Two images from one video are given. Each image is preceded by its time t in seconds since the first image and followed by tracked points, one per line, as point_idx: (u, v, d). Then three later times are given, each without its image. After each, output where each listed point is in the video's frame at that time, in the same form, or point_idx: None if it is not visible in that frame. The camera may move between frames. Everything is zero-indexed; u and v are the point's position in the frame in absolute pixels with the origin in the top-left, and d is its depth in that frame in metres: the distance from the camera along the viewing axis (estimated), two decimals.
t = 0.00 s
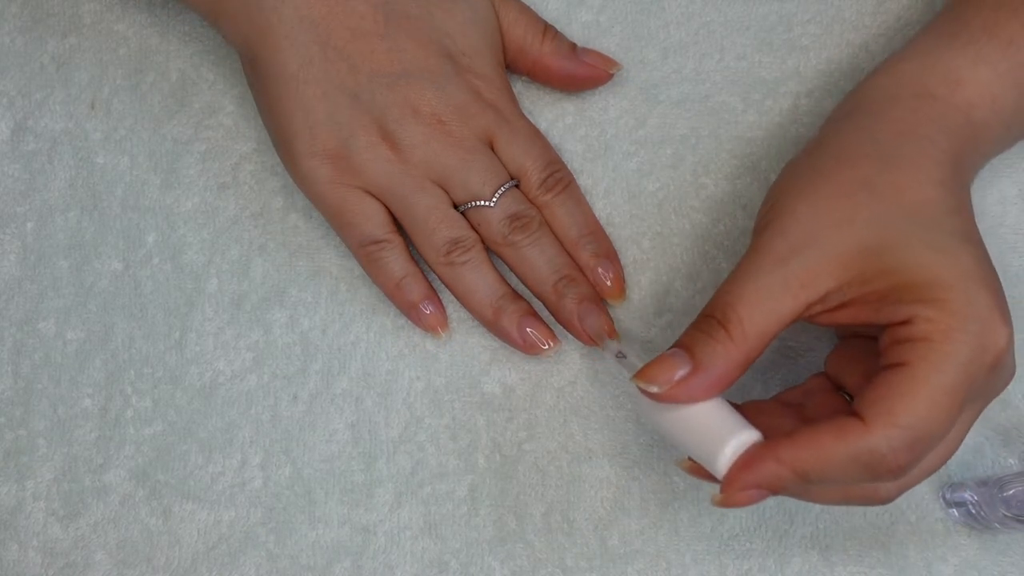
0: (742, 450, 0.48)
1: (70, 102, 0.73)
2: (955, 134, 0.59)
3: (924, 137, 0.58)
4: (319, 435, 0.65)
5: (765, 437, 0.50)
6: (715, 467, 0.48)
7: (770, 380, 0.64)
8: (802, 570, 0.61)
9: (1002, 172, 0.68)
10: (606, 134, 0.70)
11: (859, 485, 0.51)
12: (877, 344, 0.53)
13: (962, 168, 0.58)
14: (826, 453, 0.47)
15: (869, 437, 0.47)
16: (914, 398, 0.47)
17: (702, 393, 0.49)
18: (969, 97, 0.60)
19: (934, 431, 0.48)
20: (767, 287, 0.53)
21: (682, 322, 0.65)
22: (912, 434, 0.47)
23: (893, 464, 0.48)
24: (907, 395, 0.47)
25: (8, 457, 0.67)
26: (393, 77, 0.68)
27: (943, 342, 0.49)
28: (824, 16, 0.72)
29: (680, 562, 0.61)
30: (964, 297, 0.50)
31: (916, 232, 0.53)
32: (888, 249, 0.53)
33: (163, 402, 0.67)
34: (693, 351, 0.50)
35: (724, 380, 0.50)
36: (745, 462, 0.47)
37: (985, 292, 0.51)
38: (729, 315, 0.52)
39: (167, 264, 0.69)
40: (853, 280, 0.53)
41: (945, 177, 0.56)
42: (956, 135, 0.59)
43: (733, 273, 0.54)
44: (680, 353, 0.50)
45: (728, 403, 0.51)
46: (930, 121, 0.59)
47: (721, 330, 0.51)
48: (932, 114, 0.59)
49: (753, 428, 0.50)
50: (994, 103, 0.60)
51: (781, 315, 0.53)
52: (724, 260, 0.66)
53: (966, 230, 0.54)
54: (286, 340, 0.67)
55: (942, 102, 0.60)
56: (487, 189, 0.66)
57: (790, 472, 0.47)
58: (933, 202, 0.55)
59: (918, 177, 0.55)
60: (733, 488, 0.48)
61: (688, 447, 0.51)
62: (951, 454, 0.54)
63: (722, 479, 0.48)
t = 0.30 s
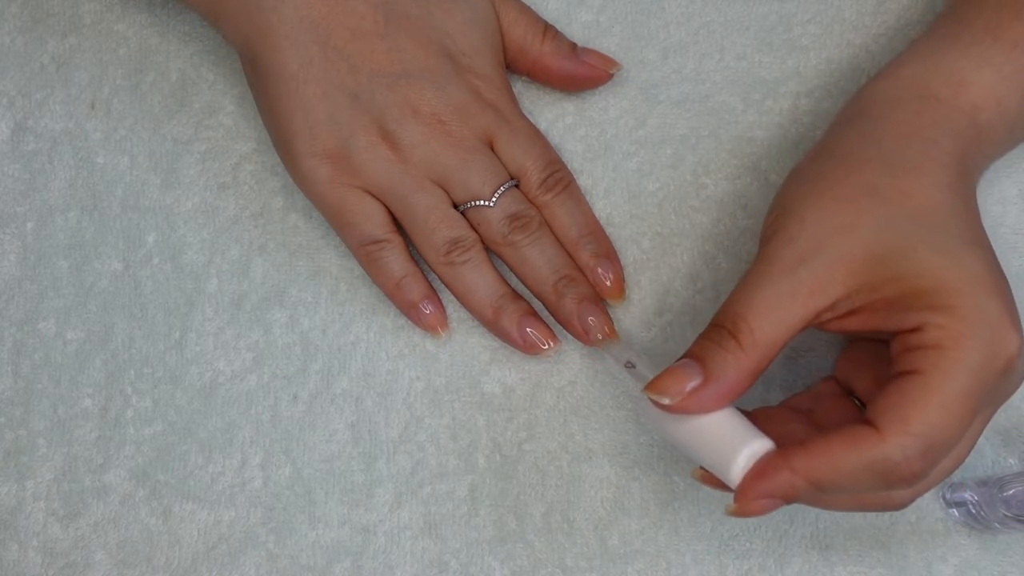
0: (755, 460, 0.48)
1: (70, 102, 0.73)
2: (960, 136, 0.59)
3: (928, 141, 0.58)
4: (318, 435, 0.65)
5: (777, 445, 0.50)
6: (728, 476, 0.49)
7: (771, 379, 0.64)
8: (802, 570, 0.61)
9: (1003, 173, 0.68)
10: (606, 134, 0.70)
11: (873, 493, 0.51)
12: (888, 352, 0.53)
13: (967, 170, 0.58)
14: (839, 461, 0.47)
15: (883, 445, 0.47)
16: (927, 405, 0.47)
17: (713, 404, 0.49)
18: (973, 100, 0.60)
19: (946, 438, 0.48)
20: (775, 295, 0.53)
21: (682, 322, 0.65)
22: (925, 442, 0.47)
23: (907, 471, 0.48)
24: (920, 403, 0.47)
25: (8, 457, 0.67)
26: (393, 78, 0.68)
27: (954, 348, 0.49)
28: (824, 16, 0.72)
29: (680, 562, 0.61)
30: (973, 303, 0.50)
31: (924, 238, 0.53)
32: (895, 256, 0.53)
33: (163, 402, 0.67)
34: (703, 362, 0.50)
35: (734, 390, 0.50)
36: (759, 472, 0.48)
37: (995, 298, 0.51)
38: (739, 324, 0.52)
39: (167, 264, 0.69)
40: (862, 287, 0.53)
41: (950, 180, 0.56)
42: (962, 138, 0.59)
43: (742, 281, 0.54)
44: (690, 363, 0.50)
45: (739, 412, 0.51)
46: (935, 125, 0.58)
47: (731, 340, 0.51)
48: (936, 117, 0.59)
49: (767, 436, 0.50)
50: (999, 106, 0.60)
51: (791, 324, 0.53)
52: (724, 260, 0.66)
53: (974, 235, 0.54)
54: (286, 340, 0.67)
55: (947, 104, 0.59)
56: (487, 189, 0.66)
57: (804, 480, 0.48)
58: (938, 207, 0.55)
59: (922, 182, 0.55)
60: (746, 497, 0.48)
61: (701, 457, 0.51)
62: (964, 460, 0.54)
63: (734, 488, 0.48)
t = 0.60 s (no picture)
0: (786, 470, 0.48)
1: (70, 102, 0.73)
2: (973, 136, 0.59)
3: (943, 143, 0.58)
4: (318, 435, 0.65)
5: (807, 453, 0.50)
6: (760, 488, 0.49)
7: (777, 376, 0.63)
8: (802, 570, 0.61)
9: (1003, 173, 0.68)
10: (607, 134, 0.70)
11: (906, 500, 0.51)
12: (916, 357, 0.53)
13: (982, 172, 0.59)
14: (874, 471, 0.47)
15: (918, 453, 0.47)
16: (959, 412, 0.48)
17: (740, 417, 0.50)
18: (984, 101, 0.60)
19: (981, 442, 0.49)
20: (797, 306, 0.52)
21: (682, 322, 0.65)
22: (959, 448, 0.48)
23: (942, 477, 0.48)
24: (952, 410, 0.48)
25: (8, 457, 0.67)
26: (393, 78, 0.68)
27: (983, 353, 0.49)
28: (825, 16, 0.72)
29: (680, 562, 0.61)
30: (1000, 306, 0.50)
31: (946, 242, 0.53)
32: (918, 262, 0.53)
33: (163, 402, 0.67)
34: (728, 375, 0.50)
35: (761, 402, 0.50)
36: (791, 482, 0.48)
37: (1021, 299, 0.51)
38: (762, 336, 0.52)
39: (167, 264, 0.69)
40: (885, 293, 0.53)
41: (967, 182, 0.56)
42: (975, 138, 0.59)
43: (763, 292, 0.54)
44: (715, 376, 0.50)
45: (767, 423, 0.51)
46: (949, 125, 0.58)
47: (755, 352, 0.51)
48: (949, 117, 0.59)
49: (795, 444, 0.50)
50: (1010, 105, 0.60)
51: (815, 334, 0.53)
52: (724, 260, 0.66)
53: (995, 236, 0.54)
54: (286, 340, 0.67)
55: (960, 105, 0.59)
56: (486, 188, 0.66)
57: (840, 491, 0.48)
58: (957, 210, 0.55)
59: (939, 186, 0.55)
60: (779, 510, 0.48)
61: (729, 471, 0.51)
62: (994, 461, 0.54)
63: (767, 501, 0.49)
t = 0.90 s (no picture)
0: (749, 418, 0.48)
1: (70, 102, 0.73)
2: (957, 110, 0.59)
3: (925, 112, 0.58)
4: (318, 435, 0.65)
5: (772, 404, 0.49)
6: (721, 435, 0.48)
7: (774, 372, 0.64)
8: (802, 570, 0.61)
9: (1003, 172, 0.68)
10: (606, 134, 0.70)
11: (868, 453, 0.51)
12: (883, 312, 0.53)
13: (966, 149, 0.58)
14: (842, 420, 0.47)
15: (885, 402, 0.47)
16: (926, 361, 0.47)
17: (705, 357, 0.49)
18: (972, 78, 0.60)
19: (947, 395, 0.48)
20: (770, 254, 0.52)
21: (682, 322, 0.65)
22: (927, 399, 0.48)
23: (908, 428, 0.48)
24: (920, 360, 0.47)
25: (8, 457, 0.67)
26: (383, 88, 0.67)
27: (953, 303, 0.49)
28: (824, 16, 0.72)
29: (680, 562, 0.61)
30: (971, 260, 0.50)
31: (919, 200, 0.53)
32: (891, 217, 0.53)
33: (163, 402, 0.67)
34: (697, 317, 0.50)
35: (727, 346, 0.50)
36: (755, 429, 0.47)
37: (992, 256, 0.51)
38: (732, 280, 0.52)
39: (167, 264, 0.69)
40: (857, 246, 0.53)
41: (948, 148, 0.56)
42: (957, 111, 0.59)
43: (738, 240, 0.54)
44: (684, 318, 0.50)
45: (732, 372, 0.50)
46: (932, 97, 0.59)
47: (725, 295, 0.51)
48: (933, 91, 0.59)
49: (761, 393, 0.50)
50: (998, 83, 0.60)
51: (784, 283, 0.52)
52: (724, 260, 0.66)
53: (972, 200, 0.54)
54: (286, 340, 0.67)
55: (944, 81, 0.59)
56: (480, 194, 0.66)
57: (805, 439, 0.48)
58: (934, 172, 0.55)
59: (917, 148, 0.55)
60: (740, 455, 0.48)
61: (692, 419, 0.50)
62: (960, 421, 0.54)
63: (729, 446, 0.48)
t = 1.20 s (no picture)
0: (734, 421, 0.48)
1: (70, 102, 0.73)
2: (950, 115, 0.59)
3: (917, 116, 0.58)
4: (318, 435, 0.65)
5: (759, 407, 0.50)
6: (707, 436, 0.48)
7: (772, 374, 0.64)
8: (802, 570, 0.61)
9: (1002, 172, 0.68)
10: (606, 134, 0.70)
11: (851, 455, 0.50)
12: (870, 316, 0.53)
13: (958, 154, 0.58)
14: (822, 421, 0.47)
15: (866, 405, 0.47)
16: (909, 364, 0.47)
17: (692, 360, 0.50)
18: (965, 83, 0.60)
19: (929, 399, 0.48)
20: (759, 258, 0.52)
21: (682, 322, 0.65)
22: (909, 402, 0.47)
23: (889, 431, 0.47)
24: (902, 363, 0.47)
25: (8, 457, 0.67)
26: (383, 89, 0.67)
27: (937, 308, 0.48)
28: (824, 16, 0.72)
29: (680, 562, 0.61)
30: (957, 265, 0.50)
31: (910, 204, 0.53)
32: (880, 220, 0.53)
33: (163, 402, 0.67)
34: (685, 321, 0.50)
35: (713, 350, 0.50)
36: (740, 430, 0.47)
37: (979, 262, 0.50)
38: (721, 285, 0.52)
39: (167, 264, 0.69)
40: (845, 250, 0.53)
41: (939, 152, 0.56)
42: (951, 117, 0.59)
43: (728, 244, 0.54)
44: (672, 321, 0.50)
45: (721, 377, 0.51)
46: (925, 102, 0.59)
47: (713, 300, 0.51)
48: (926, 95, 0.59)
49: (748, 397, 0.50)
50: (992, 87, 0.60)
51: (775, 286, 0.52)
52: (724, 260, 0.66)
53: (962, 205, 0.54)
54: (286, 340, 0.67)
55: (939, 86, 0.59)
56: (480, 195, 0.66)
57: (786, 440, 0.47)
58: (924, 176, 0.55)
59: (910, 153, 0.55)
60: (725, 456, 0.48)
61: (680, 420, 0.51)
62: (946, 427, 0.53)
63: (714, 448, 0.48)
